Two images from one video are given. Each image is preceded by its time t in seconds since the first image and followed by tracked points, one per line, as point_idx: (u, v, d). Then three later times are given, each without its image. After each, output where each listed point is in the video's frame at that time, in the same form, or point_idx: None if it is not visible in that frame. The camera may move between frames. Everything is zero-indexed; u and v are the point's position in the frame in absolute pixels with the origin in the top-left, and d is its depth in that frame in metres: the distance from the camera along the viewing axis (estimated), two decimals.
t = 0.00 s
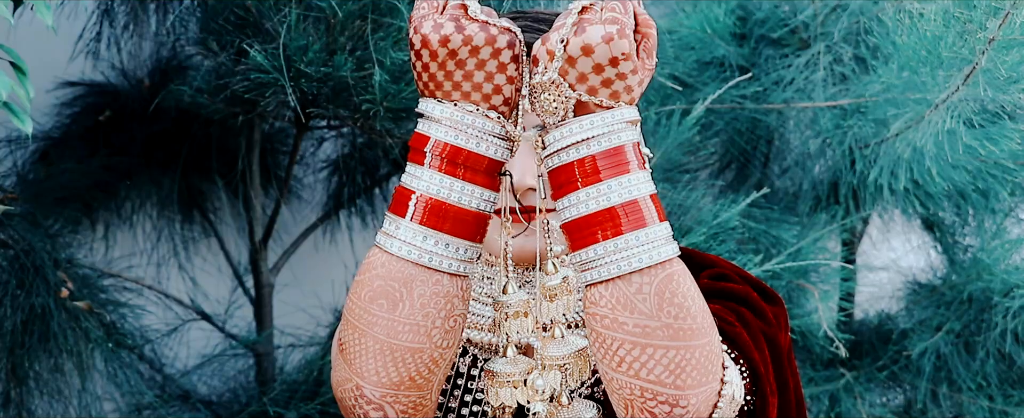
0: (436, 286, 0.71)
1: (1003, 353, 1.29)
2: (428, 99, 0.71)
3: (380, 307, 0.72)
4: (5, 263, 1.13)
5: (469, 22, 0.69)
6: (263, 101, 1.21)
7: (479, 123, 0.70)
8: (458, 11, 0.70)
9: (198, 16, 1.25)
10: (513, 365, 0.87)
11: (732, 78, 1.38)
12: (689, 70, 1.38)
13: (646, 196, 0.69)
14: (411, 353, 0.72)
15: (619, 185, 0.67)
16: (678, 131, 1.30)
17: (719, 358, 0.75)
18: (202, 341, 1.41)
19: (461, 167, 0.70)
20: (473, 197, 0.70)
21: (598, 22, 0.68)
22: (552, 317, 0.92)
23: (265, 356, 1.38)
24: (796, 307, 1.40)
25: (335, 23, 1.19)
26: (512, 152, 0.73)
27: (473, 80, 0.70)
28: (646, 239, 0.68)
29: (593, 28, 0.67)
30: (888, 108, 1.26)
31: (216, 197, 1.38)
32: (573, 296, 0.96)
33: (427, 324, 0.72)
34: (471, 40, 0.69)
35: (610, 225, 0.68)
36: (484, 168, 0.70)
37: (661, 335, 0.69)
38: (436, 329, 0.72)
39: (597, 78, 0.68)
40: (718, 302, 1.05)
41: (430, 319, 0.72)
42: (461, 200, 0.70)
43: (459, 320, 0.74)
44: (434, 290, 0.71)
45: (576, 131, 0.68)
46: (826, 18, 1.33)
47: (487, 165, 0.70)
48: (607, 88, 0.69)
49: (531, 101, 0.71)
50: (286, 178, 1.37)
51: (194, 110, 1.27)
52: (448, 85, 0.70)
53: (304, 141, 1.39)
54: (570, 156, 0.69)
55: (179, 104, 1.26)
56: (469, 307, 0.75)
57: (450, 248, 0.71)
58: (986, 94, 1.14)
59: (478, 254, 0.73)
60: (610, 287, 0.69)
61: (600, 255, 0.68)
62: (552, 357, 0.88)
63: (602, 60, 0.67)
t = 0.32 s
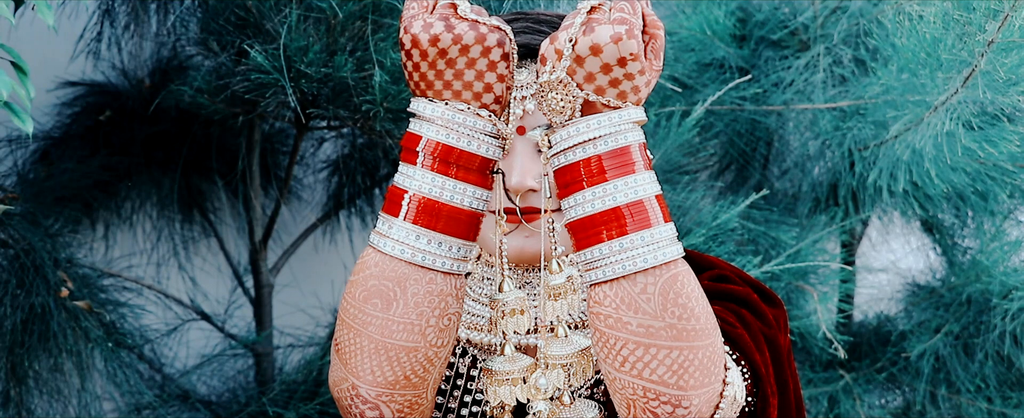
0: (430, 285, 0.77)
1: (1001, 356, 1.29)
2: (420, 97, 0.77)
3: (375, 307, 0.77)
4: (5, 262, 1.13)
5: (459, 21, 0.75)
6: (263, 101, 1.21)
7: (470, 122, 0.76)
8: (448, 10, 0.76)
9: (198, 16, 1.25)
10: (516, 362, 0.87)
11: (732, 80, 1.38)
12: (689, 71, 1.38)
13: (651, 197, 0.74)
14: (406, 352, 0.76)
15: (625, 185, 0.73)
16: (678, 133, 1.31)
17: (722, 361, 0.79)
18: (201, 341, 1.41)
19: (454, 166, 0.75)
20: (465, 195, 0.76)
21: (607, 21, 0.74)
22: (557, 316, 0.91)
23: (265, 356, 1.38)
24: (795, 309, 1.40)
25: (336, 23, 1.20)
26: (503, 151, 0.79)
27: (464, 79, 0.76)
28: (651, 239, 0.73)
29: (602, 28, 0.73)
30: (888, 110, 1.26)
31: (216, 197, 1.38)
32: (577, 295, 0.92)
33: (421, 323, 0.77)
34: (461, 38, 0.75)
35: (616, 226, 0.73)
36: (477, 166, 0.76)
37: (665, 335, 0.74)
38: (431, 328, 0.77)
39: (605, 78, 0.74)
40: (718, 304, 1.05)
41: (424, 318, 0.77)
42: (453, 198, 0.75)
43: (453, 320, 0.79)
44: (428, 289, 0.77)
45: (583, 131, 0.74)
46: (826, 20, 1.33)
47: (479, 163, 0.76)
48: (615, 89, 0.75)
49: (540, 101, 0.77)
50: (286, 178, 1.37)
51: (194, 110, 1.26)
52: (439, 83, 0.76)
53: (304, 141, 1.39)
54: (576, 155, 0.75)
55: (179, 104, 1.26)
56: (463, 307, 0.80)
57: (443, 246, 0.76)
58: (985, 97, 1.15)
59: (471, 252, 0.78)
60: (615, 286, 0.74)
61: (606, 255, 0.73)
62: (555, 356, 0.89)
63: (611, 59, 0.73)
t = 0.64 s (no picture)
0: (424, 284, 0.80)
1: (1000, 360, 1.29)
2: (413, 98, 0.81)
3: (370, 307, 0.80)
4: (5, 262, 1.14)
5: (450, 21, 0.79)
6: (263, 103, 1.21)
7: (462, 121, 0.79)
8: (439, 11, 0.79)
9: (200, 17, 1.25)
10: (515, 360, 0.89)
11: (732, 83, 1.38)
12: (689, 74, 1.38)
13: (656, 199, 0.77)
14: (401, 351, 0.79)
15: (630, 186, 0.76)
16: (678, 136, 1.31)
17: (723, 364, 0.81)
18: (201, 342, 1.41)
19: (447, 166, 0.79)
20: (457, 194, 0.79)
21: (615, 23, 0.77)
22: (563, 316, 0.93)
23: (264, 357, 1.38)
24: (794, 312, 1.40)
25: (336, 25, 1.20)
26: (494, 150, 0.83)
27: (455, 79, 0.79)
28: (654, 240, 0.76)
29: (610, 30, 0.77)
30: (887, 114, 1.27)
31: (216, 198, 1.38)
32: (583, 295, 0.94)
33: (415, 322, 0.80)
34: (452, 38, 0.78)
35: (620, 227, 0.76)
36: (470, 166, 0.80)
37: (667, 337, 0.76)
38: (425, 327, 0.80)
39: (612, 79, 0.78)
40: (718, 307, 1.05)
41: (418, 317, 0.80)
42: (446, 198, 0.79)
43: (447, 319, 0.82)
44: (422, 288, 0.80)
45: (590, 132, 0.78)
46: (826, 24, 1.33)
47: (472, 163, 0.80)
48: (622, 90, 0.78)
49: (547, 102, 0.81)
50: (286, 179, 1.37)
51: (194, 111, 1.27)
52: (430, 83, 0.79)
53: (304, 143, 1.39)
54: (581, 156, 0.78)
55: (180, 105, 1.26)
56: (457, 306, 0.83)
57: (436, 245, 0.80)
58: (984, 101, 1.15)
59: (464, 251, 0.82)
60: (618, 287, 0.77)
61: (610, 255, 0.76)
62: (558, 356, 0.91)
63: (619, 61, 0.77)
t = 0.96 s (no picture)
0: (418, 281, 0.80)
1: (998, 363, 1.30)
2: (408, 97, 0.81)
3: (364, 304, 0.80)
4: (5, 261, 1.14)
5: (444, 20, 0.79)
6: (264, 103, 1.21)
7: (456, 119, 0.80)
8: (433, 9, 0.80)
9: (202, 17, 1.26)
10: (512, 358, 0.90)
11: (732, 86, 1.38)
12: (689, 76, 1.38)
13: (659, 200, 0.77)
14: (394, 348, 0.80)
15: (634, 186, 0.76)
16: (678, 138, 1.31)
17: (725, 366, 0.82)
18: (200, 341, 1.42)
19: (442, 164, 0.79)
20: (451, 192, 0.80)
21: (620, 24, 0.78)
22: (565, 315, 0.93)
23: (263, 356, 1.38)
24: (793, 314, 1.40)
25: (338, 26, 1.21)
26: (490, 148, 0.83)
27: (449, 77, 0.80)
28: (657, 241, 0.76)
29: (616, 31, 0.77)
30: (887, 118, 1.27)
31: (217, 197, 1.38)
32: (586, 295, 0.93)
33: (408, 320, 0.80)
34: (445, 37, 0.79)
35: (623, 227, 0.76)
36: (465, 164, 0.80)
37: (671, 337, 0.77)
38: (419, 324, 0.80)
39: (617, 80, 0.78)
40: (719, 309, 1.05)
41: (412, 315, 0.80)
42: (440, 195, 0.79)
43: (441, 317, 0.82)
44: (416, 286, 0.80)
45: (595, 132, 0.78)
46: (826, 27, 1.34)
47: (467, 161, 0.80)
48: (626, 91, 0.79)
49: (552, 102, 0.81)
50: (286, 179, 1.37)
51: (195, 110, 1.27)
52: (425, 82, 0.80)
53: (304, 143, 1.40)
54: (586, 156, 0.78)
55: (181, 104, 1.27)
56: (452, 304, 0.83)
57: (430, 243, 0.80)
58: (983, 105, 1.15)
59: (459, 249, 0.82)
60: (622, 287, 0.77)
61: (614, 255, 0.77)
62: (561, 356, 0.92)
63: (624, 62, 0.77)
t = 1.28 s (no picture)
0: (412, 278, 0.82)
1: (997, 367, 1.30)
2: (404, 94, 0.83)
3: (359, 301, 0.82)
4: (7, 257, 1.15)
5: (439, 18, 0.81)
6: (265, 102, 1.21)
7: (450, 117, 0.81)
8: (428, 8, 0.82)
9: (203, 16, 1.26)
10: (510, 356, 0.91)
11: (732, 88, 1.38)
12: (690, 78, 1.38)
13: (664, 200, 0.78)
14: (389, 345, 0.82)
15: (639, 186, 0.77)
16: (678, 140, 1.31)
17: (729, 365, 0.83)
18: (200, 339, 1.42)
19: (437, 162, 0.81)
20: (445, 190, 0.81)
21: (627, 24, 0.78)
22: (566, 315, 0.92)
23: (263, 354, 1.38)
24: (792, 316, 1.40)
25: (339, 25, 1.21)
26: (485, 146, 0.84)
27: (444, 75, 0.81)
28: (662, 240, 0.77)
29: (622, 31, 0.78)
30: (887, 120, 1.27)
31: (217, 196, 1.38)
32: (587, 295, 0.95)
33: (403, 317, 0.82)
34: (441, 35, 0.80)
35: (628, 227, 0.77)
36: (460, 162, 0.82)
37: (675, 336, 0.78)
38: (413, 321, 0.82)
39: (623, 80, 0.79)
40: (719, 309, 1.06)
41: (406, 311, 0.82)
42: (434, 193, 0.81)
43: (435, 313, 0.84)
44: (410, 283, 0.82)
45: (601, 132, 0.78)
46: (827, 30, 1.34)
47: (461, 159, 0.82)
48: (632, 91, 0.80)
49: (558, 101, 0.82)
50: (286, 178, 1.38)
51: (197, 109, 1.27)
52: (420, 80, 0.82)
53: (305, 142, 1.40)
54: (591, 155, 0.79)
55: (183, 103, 1.26)
56: (445, 301, 0.85)
57: (424, 240, 0.82)
58: (984, 109, 1.15)
59: (453, 245, 0.84)
60: (626, 287, 0.78)
61: (618, 255, 0.77)
62: (563, 355, 0.92)
63: (630, 62, 0.78)
